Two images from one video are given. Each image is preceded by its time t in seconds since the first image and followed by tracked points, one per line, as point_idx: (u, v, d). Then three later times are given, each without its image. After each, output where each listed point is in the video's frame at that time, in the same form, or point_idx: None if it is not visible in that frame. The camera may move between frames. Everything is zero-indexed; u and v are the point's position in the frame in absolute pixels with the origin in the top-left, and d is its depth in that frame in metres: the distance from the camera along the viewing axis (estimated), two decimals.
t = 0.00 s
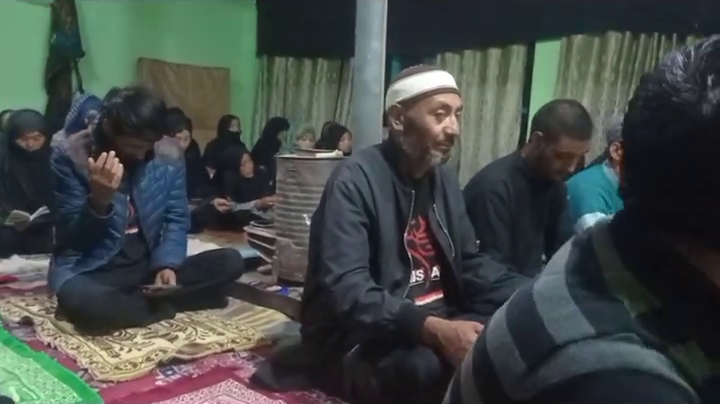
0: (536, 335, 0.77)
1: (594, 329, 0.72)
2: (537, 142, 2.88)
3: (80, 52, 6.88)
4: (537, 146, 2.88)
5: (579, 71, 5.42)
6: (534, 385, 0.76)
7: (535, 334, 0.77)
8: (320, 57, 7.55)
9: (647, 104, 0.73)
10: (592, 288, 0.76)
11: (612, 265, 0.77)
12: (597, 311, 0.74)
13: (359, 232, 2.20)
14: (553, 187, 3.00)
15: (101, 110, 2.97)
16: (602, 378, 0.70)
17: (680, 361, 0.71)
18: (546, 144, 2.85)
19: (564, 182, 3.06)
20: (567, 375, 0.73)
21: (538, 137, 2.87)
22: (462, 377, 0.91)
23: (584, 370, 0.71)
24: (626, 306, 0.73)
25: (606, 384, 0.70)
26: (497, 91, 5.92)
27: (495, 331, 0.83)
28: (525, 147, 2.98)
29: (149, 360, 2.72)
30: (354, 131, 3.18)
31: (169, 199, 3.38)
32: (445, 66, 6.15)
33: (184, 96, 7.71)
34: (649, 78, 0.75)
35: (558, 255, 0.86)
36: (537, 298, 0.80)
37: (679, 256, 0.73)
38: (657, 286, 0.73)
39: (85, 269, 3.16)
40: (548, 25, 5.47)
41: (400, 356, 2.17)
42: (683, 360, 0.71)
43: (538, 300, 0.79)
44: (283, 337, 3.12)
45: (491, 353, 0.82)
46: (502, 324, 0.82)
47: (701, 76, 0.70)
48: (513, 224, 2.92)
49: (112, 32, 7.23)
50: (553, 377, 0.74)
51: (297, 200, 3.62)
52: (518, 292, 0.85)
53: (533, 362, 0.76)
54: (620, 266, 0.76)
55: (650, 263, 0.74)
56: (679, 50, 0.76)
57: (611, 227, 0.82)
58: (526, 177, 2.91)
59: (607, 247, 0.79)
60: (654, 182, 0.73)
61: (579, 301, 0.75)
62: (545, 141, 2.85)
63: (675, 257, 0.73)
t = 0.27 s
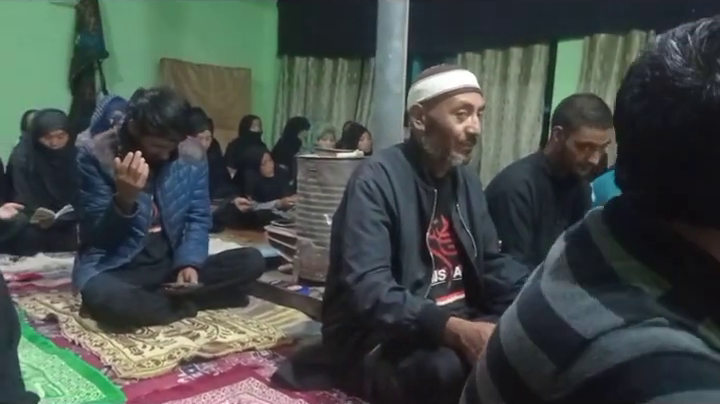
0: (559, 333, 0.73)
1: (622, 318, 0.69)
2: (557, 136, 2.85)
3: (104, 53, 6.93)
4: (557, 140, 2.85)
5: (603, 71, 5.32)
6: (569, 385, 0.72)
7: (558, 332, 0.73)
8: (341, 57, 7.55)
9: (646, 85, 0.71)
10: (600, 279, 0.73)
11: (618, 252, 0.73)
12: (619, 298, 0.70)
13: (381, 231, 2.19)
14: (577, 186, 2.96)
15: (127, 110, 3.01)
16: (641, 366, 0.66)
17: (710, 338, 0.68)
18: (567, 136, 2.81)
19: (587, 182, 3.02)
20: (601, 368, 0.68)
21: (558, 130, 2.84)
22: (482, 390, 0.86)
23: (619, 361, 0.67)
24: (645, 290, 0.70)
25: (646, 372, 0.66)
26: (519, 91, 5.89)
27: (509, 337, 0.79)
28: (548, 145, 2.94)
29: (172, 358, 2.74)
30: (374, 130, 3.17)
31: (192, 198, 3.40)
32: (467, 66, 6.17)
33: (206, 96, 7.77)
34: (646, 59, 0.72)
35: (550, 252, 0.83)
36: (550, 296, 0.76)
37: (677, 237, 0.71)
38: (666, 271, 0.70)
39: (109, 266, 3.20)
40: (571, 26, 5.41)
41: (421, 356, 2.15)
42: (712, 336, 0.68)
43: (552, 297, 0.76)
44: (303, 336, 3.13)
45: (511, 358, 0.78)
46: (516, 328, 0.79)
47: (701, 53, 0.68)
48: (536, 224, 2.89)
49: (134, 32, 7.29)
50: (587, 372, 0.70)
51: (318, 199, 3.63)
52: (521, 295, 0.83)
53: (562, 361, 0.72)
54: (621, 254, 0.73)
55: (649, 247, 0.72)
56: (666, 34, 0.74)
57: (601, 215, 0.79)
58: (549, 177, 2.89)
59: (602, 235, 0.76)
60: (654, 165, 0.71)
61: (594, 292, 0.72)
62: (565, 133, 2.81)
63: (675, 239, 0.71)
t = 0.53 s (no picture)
0: (598, 323, 0.75)
1: (665, 297, 0.72)
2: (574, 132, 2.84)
3: (125, 53, 7.04)
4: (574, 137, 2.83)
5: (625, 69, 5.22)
6: (616, 373, 0.74)
7: (600, 321, 0.75)
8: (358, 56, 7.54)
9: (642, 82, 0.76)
10: (623, 263, 0.77)
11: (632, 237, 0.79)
12: (656, 280, 0.74)
13: (400, 230, 2.19)
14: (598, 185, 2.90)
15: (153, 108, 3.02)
16: (691, 340, 0.71)
17: None
18: (583, 131, 2.80)
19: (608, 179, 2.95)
20: (649, 349, 0.72)
21: (575, 127, 2.83)
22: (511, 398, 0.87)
23: (667, 339, 0.71)
24: (672, 267, 0.75)
25: (695, 344, 0.71)
26: (538, 91, 5.99)
27: (544, 334, 0.81)
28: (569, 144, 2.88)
29: (191, 355, 2.77)
30: (394, 129, 3.16)
31: (213, 198, 3.41)
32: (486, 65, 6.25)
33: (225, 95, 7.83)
34: (639, 57, 0.77)
35: (553, 245, 0.87)
36: (580, 289, 0.79)
37: (678, 214, 0.79)
38: (678, 246, 0.77)
39: (130, 263, 3.22)
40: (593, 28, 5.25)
41: (440, 356, 2.16)
42: None
43: (582, 290, 0.78)
44: (321, 335, 3.14)
45: (547, 356, 0.80)
46: (546, 326, 0.81)
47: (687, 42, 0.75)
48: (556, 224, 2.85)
49: (154, 32, 7.36)
50: (634, 355, 0.72)
51: (336, 199, 3.63)
52: (537, 290, 0.85)
53: (606, 350, 0.74)
54: (633, 237, 0.79)
55: (653, 224, 0.79)
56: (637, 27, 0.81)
57: (598, 201, 0.85)
58: (569, 177, 2.83)
59: (604, 220, 0.82)
60: (652, 154, 0.78)
61: (624, 277, 0.76)
62: (581, 129, 2.80)
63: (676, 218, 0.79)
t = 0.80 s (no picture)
0: (590, 313, 0.81)
1: (654, 286, 0.78)
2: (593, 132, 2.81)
3: (143, 54, 7.08)
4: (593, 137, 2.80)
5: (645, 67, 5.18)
6: (606, 360, 0.79)
7: (591, 311, 0.81)
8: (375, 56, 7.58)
9: (614, 78, 0.84)
10: (614, 255, 0.83)
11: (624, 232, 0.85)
12: (644, 271, 0.79)
13: (417, 230, 2.19)
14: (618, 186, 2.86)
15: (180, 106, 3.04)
16: (678, 327, 0.75)
17: None
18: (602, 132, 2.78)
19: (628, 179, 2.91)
20: (638, 335, 0.76)
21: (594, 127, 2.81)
22: (516, 391, 0.92)
23: (654, 326, 0.76)
24: (661, 257, 0.80)
25: (681, 332, 0.75)
26: (556, 90, 5.91)
27: (542, 326, 0.87)
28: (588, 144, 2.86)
29: (208, 353, 2.78)
30: (411, 128, 3.16)
31: (232, 199, 3.41)
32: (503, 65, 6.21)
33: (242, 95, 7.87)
34: (615, 57, 0.84)
35: (553, 245, 0.93)
36: (573, 282, 0.85)
37: (667, 206, 0.85)
38: (666, 236, 0.82)
39: (150, 260, 3.26)
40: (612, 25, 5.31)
41: (457, 356, 2.15)
42: None
43: (576, 283, 0.85)
44: (338, 334, 3.14)
45: (544, 347, 0.86)
46: (546, 318, 0.87)
47: (658, 39, 0.82)
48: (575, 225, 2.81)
49: (172, 32, 7.40)
50: (623, 342, 0.77)
51: (353, 198, 3.64)
52: (537, 287, 0.91)
53: (597, 338, 0.80)
54: (624, 231, 0.85)
55: (642, 216, 0.85)
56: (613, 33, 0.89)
57: (596, 201, 0.91)
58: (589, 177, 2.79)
59: (601, 217, 0.88)
60: (638, 149, 0.84)
61: (617, 269, 0.81)
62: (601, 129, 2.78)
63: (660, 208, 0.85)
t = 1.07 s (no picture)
0: (601, 311, 0.85)
1: (664, 284, 0.82)
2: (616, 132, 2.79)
3: (166, 53, 7.13)
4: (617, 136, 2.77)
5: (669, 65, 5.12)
6: (616, 357, 0.83)
7: (603, 310, 0.85)
8: (395, 55, 7.57)
9: (631, 77, 0.88)
10: (626, 253, 0.87)
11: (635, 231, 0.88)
12: (654, 270, 0.83)
13: (439, 233, 2.17)
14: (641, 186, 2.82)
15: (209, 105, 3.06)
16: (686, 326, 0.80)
17: None
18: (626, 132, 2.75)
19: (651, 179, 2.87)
20: (648, 335, 0.81)
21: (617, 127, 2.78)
22: (528, 391, 0.96)
23: (664, 325, 0.80)
24: (669, 255, 0.84)
25: (690, 330, 0.80)
26: (578, 89, 5.86)
27: (555, 324, 0.91)
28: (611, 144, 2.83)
29: (229, 351, 2.80)
30: (432, 127, 3.14)
31: (256, 199, 3.43)
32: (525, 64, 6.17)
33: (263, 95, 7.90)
34: (630, 53, 0.88)
35: (566, 244, 0.96)
36: (584, 280, 0.89)
37: (676, 203, 0.89)
38: (677, 234, 0.87)
39: (174, 258, 3.27)
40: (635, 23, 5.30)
41: (479, 357, 2.13)
42: None
43: (587, 281, 0.88)
44: (358, 334, 3.14)
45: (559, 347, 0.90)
46: (557, 317, 0.90)
47: (671, 36, 0.86)
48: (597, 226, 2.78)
49: (193, 31, 7.44)
50: (633, 340, 0.82)
51: (373, 198, 3.63)
52: (549, 284, 0.95)
53: (609, 335, 0.84)
54: (637, 230, 0.89)
55: (653, 213, 0.89)
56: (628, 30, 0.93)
57: (609, 200, 0.95)
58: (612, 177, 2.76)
59: (616, 217, 0.92)
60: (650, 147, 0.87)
61: (625, 267, 0.85)
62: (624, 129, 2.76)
63: (673, 204, 0.89)
